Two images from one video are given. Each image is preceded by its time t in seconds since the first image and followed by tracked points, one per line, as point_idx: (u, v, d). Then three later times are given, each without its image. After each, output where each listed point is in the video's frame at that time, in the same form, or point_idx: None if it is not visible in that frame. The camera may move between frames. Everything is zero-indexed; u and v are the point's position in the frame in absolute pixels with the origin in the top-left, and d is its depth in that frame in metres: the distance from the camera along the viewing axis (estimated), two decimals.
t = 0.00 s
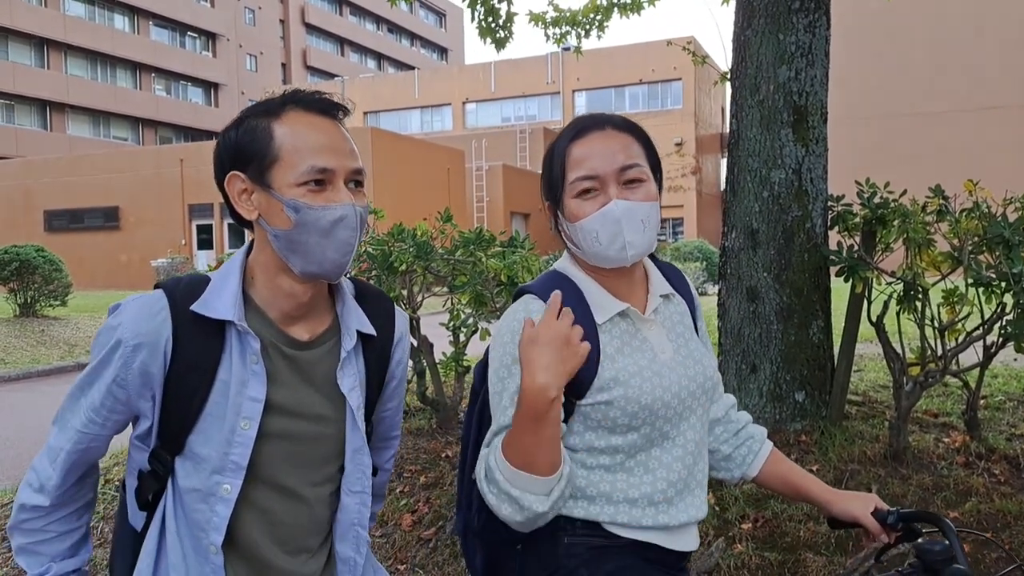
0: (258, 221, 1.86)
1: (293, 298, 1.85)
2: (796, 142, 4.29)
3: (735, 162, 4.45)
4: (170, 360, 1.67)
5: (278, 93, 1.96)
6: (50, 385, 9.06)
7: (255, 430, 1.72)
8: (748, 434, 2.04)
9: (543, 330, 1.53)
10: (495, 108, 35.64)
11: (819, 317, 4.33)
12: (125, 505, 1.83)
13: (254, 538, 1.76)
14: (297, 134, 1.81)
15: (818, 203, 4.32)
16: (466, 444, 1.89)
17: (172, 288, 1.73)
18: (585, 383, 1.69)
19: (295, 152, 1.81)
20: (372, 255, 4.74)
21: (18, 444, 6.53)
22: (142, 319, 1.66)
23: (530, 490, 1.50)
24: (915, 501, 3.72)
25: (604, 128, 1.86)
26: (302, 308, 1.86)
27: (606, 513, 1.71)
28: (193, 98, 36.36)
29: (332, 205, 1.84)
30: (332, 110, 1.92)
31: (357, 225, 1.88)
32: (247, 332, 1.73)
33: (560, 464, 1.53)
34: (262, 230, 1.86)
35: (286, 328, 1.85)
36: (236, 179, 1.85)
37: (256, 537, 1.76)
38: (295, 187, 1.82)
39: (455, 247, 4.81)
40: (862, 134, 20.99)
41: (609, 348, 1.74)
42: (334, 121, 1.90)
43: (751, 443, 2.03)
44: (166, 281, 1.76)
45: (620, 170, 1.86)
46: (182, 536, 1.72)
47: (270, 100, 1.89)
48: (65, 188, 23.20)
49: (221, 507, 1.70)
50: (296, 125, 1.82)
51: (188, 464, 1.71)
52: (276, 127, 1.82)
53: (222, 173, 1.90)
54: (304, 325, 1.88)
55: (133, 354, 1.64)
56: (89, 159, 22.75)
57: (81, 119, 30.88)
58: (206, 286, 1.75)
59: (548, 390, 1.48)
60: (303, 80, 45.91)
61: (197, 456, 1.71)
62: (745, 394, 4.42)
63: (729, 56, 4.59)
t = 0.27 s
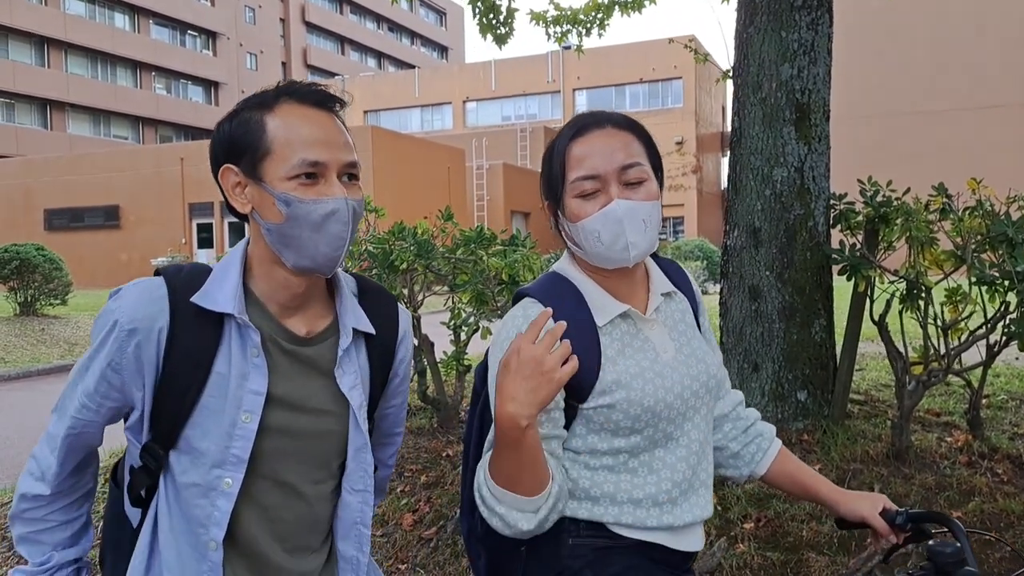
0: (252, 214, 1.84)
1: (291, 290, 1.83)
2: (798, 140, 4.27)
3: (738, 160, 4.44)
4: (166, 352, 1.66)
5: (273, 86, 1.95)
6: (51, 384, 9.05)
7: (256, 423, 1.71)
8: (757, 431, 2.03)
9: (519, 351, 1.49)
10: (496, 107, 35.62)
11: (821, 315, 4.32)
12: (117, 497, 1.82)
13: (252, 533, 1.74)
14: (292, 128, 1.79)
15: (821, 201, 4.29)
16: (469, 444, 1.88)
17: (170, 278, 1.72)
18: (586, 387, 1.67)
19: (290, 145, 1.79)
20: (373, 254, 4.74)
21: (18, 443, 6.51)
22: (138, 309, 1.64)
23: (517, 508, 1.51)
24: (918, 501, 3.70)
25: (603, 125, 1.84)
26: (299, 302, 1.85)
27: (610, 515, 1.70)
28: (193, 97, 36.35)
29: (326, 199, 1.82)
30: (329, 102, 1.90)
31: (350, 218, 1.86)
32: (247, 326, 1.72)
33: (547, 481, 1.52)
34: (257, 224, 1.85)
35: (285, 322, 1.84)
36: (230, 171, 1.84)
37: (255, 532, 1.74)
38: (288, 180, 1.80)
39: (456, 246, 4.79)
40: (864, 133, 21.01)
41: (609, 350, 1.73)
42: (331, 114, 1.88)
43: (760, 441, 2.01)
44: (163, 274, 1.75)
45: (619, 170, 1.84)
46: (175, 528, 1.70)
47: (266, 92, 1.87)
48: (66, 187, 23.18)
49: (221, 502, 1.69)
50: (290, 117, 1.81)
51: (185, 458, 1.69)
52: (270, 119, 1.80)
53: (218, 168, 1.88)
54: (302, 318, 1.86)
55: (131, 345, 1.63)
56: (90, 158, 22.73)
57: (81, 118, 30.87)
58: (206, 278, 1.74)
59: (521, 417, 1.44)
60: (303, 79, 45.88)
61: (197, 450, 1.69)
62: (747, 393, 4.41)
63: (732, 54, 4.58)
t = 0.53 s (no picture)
0: (248, 212, 1.83)
1: (289, 288, 1.82)
2: (800, 138, 4.26)
3: (739, 159, 4.42)
4: (166, 356, 1.64)
5: (265, 83, 1.93)
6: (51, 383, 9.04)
7: (261, 425, 1.70)
8: (761, 432, 2.01)
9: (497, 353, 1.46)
10: (496, 106, 35.60)
11: (823, 315, 4.31)
12: (116, 501, 1.81)
13: (254, 537, 1.72)
14: (287, 124, 1.78)
15: (822, 200, 4.28)
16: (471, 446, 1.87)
17: (167, 281, 1.70)
18: (585, 390, 1.66)
19: (284, 141, 1.78)
20: (373, 253, 4.74)
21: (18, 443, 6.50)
22: (136, 313, 1.62)
23: (511, 513, 1.49)
24: (920, 501, 3.69)
25: (599, 125, 1.83)
26: (299, 300, 1.84)
27: (612, 518, 1.69)
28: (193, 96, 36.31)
29: (321, 194, 1.81)
30: (322, 100, 1.89)
31: (347, 213, 1.85)
32: (247, 326, 1.71)
33: (540, 486, 1.50)
34: (253, 221, 1.83)
35: (285, 322, 1.83)
36: (225, 169, 1.83)
37: (261, 534, 1.73)
38: (282, 176, 1.79)
39: (457, 245, 4.77)
40: (866, 131, 20.99)
41: (609, 354, 1.71)
42: (324, 111, 1.87)
43: (764, 441, 2.00)
44: (159, 277, 1.73)
45: (617, 171, 1.83)
46: (178, 533, 1.68)
47: (259, 90, 1.86)
48: (66, 186, 23.16)
49: (228, 504, 1.68)
50: (285, 114, 1.80)
51: (188, 462, 1.67)
52: (264, 115, 1.79)
53: (212, 166, 1.87)
54: (301, 318, 1.85)
55: (129, 349, 1.61)
56: (90, 157, 22.71)
57: (81, 116, 30.84)
58: (203, 280, 1.73)
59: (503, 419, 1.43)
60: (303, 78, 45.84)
61: (201, 454, 1.68)
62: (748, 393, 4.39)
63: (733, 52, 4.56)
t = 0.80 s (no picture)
0: (240, 209, 1.82)
1: (282, 285, 1.81)
2: (802, 138, 4.24)
3: (741, 158, 4.41)
4: (162, 357, 1.63)
5: (257, 82, 1.92)
6: (51, 382, 9.03)
7: (255, 422, 1.69)
8: (767, 433, 2.00)
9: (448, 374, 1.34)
10: (496, 105, 35.59)
11: (826, 315, 4.29)
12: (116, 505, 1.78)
13: (254, 540, 1.72)
14: (278, 122, 1.79)
15: (826, 199, 4.26)
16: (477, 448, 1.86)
17: (161, 285, 1.68)
18: (593, 390, 1.65)
19: (273, 138, 1.78)
20: (374, 253, 4.72)
21: (19, 442, 6.49)
22: (128, 315, 1.61)
23: (518, 517, 1.44)
24: (924, 501, 3.68)
25: (605, 125, 1.81)
26: (295, 299, 1.83)
27: (617, 519, 1.67)
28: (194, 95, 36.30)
29: (312, 189, 1.80)
30: (313, 98, 1.88)
31: (339, 209, 1.85)
32: (240, 324, 1.70)
33: (542, 486, 1.45)
34: (245, 219, 1.83)
35: (279, 318, 1.81)
36: (216, 168, 1.82)
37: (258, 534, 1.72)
38: (273, 172, 1.79)
39: (458, 244, 4.75)
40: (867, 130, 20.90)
41: (617, 352, 1.70)
42: (315, 109, 1.87)
43: (769, 442, 1.99)
44: (154, 279, 1.71)
45: (621, 172, 1.81)
46: (178, 536, 1.67)
47: (250, 89, 1.86)
48: (66, 185, 23.14)
49: (225, 504, 1.67)
50: (275, 113, 1.79)
51: (185, 463, 1.66)
52: (255, 114, 1.79)
53: (203, 165, 1.86)
54: (296, 318, 1.83)
55: (125, 349, 1.59)
56: (90, 156, 22.69)
57: (82, 116, 30.82)
58: (195, 282, 1.71)
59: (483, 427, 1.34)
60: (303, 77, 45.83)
61: (200, 455, 1.66)
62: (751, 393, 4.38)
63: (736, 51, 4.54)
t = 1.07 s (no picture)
0: (230, 204, 1.81)
1: (277, 280, 1.79)
2: (805, 136, 4.22)
3: (743, 157, 4.39)
4: (161, 356, 1.61)
5: (249, 76, 1.90)
6: (51, 381, 9.01)
7: (255, 422, 1.68)
8: (771, 432, 1.98)
9: (601, 395, 1.19)
10: (496, 103, 35.56)
11: (828, 314, 4.28)
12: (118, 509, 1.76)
13: (257, 539, 1.69)
14: (270, 117, 1.77)
15: (828, 198, 4.25)
16: (477, 447, 1.84)
17: (155, 286, 1.66)
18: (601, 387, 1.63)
19: (261, 131, 1.77)
20: (376, 252, 4.70)
21: (19, 441, 6.48)
22: (126, 316, 1.59)
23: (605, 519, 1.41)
24: (928, 501, 3.66)
25: (610, 122, 1.79)
26: (288, 296, 1.81)
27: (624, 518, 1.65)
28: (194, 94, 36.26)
29: (299, 181, 1.79)
30: (301, 92, 1.87)
31: (327, 199, 1.83)
32: (236, 322, 1.68)
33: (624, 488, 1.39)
34: (234, 214, 1.81)
35: (272, 316, 1.79)
36: (205, 162, 1.80)
37: (260, 535, 1.70)
38: (260, 165, 1.78)
39: (459, 243, 4.73)
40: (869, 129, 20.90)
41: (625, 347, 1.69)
42: (303, 103, 1.86)
43: (773, 441, 1.97)
44: (148, 279, 1.69)
45: (626, 169, 1.79)
46: (179, 538, 1.66)
47: (237, 84, 1.84)
48: (67, 184, 23.12)
49: (227, 504, 1.66)
50: (268, 107, 1.78)
51: (186, 464, 1.65)
52: (243, 109, 1.78)
53: (192, 161, 1.84)
54: (289, 315, 1.82)
55: (125, 350, 1.57)
56: (90, 154, 22.67)
57: (82, 114, 30.79)
58: (187, 283, 1.69)
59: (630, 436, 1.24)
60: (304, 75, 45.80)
61: (200, 455, 1.65)
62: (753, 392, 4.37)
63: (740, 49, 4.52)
